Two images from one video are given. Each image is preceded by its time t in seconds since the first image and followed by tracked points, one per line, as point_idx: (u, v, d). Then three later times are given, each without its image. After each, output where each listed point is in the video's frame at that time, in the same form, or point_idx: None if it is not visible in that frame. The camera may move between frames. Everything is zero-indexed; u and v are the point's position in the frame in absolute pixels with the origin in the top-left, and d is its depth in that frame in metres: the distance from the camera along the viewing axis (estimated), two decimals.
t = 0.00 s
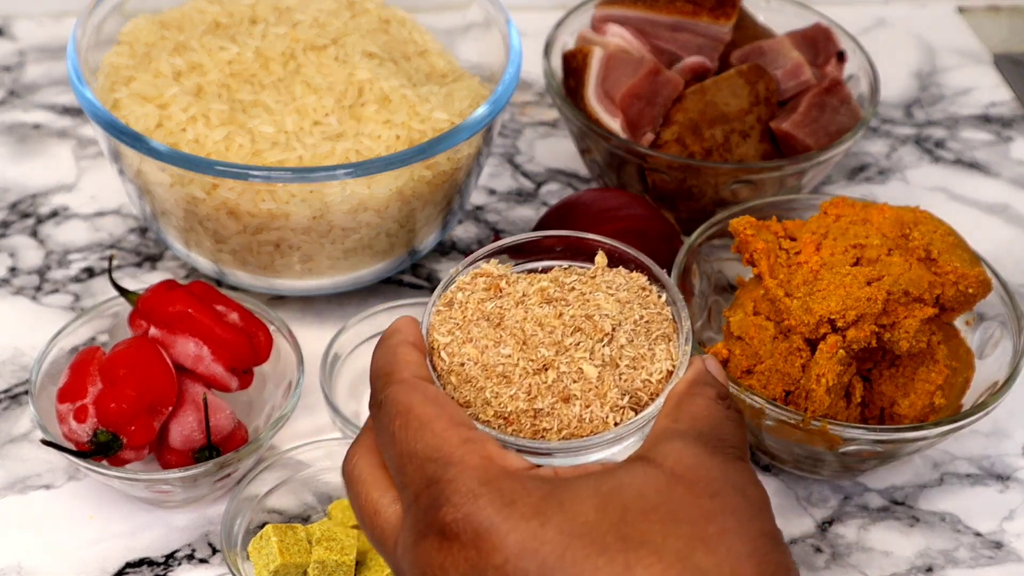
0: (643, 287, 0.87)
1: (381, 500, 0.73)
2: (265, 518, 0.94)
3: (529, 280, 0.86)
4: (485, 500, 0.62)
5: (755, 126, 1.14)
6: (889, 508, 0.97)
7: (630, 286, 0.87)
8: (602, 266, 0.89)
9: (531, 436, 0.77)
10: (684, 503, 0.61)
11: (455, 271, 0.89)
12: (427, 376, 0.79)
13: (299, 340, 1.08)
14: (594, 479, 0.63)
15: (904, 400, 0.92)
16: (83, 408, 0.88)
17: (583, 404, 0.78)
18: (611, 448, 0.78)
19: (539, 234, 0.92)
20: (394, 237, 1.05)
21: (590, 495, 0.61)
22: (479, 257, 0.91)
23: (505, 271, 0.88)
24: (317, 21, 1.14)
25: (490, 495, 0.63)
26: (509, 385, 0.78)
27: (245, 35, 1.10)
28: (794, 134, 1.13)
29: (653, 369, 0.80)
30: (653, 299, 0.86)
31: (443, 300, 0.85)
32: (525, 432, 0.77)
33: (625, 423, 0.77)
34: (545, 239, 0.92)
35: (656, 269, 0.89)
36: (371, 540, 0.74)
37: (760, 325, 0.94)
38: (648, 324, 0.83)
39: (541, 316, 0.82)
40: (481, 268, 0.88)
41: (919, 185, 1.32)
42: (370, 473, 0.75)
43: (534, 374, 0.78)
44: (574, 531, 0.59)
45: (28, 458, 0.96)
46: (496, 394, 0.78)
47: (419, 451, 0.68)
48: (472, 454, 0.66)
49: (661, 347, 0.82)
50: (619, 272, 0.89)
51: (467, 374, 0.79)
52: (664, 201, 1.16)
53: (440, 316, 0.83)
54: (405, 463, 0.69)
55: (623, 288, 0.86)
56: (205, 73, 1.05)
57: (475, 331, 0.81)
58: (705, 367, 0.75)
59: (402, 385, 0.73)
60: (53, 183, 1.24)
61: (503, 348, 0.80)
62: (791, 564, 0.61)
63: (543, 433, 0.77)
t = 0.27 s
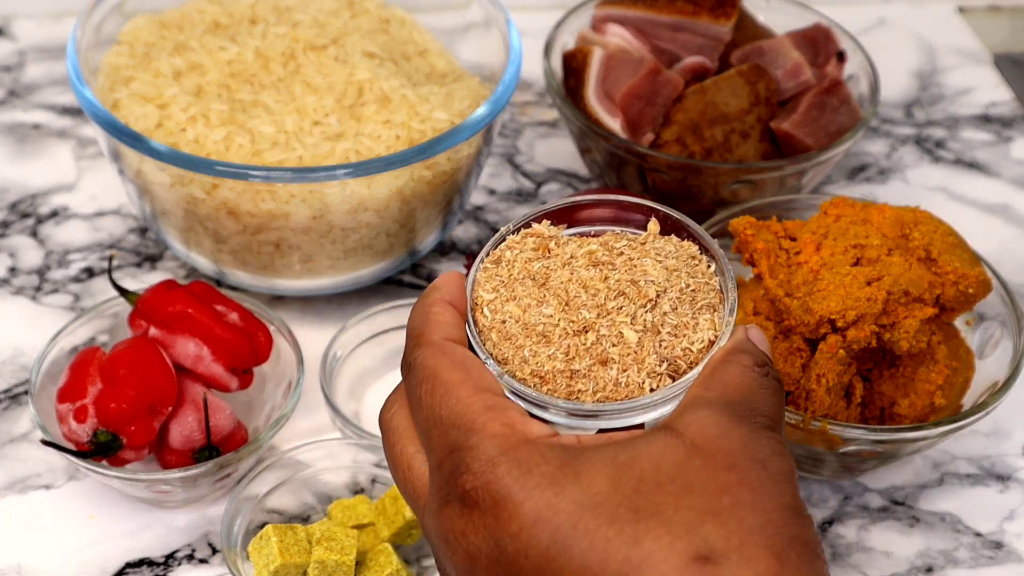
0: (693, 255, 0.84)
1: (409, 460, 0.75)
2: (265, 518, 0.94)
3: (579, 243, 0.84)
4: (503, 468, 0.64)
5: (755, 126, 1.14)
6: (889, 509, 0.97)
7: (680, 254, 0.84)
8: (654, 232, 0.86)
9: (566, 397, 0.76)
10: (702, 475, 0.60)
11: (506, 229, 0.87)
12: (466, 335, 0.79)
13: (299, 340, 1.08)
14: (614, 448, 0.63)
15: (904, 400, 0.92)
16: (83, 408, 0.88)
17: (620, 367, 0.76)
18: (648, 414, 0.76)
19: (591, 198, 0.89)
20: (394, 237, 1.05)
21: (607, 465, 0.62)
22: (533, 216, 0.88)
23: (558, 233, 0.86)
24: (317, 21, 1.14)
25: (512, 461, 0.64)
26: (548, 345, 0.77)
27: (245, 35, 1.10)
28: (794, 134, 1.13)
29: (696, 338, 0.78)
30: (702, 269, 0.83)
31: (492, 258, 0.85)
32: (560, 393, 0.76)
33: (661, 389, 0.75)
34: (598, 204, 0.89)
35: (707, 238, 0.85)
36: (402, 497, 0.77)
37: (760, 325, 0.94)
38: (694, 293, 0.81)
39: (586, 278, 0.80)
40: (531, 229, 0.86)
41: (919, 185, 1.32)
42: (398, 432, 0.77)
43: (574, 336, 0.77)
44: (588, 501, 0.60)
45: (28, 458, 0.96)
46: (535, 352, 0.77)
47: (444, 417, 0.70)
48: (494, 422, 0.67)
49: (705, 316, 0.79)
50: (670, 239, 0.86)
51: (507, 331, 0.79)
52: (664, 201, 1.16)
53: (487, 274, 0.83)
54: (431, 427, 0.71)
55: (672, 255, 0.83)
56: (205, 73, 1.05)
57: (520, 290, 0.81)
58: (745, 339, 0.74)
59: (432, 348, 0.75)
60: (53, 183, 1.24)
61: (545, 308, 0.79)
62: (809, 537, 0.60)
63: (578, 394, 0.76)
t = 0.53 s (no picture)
0: (700, 246, 0.86)
1: (414, 442, 0.75)
2: (265, 518, 0.94)
3: (586, 231, 0.86)
4: (509, 448, 0.64)
5: (755, 126, 1.14)
6: (889, 509, 0.97)
7: (686, 244, 0.85)
8: (660, 224, 0.87)
9: (572, 378, 0.77)
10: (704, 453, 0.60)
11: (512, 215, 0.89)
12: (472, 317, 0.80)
13: (299, 340, 1.08)
14: (618, 428, 0.63)
15: (904, 400, 0.92)
16: (83, 408, 0.88)
17: (627, 351, 0.77)
18: (654, 397, 0.77)
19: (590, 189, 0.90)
20: (394, 237, 1.05)
21: (611, 445, 0.62)
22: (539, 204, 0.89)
23: (564, 222, 0.87)
24: (317, 21, 1.14)
25: (518, 441, 0.64)
26: (555, 328, 0.79)
27: (245, 35, 1.10)
28: (794, 134, 1.13)
29: (702, 324, 0.79)
30: (708, 258, 0.85)
31: (498, 244, 0.86)
32: (566, 374, 0.77)
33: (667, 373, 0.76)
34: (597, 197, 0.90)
35: (711, 227, 0.87)
36: (406, 477, 0.77)
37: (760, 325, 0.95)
38: (700, 282, 0.82)
39: (593, 264, 0.82)
40: (537, 217, 0.87)
41: (919, 185, 1.32)
42: (402, 414, 0.77)
43: (581, 319, 0.79)
44: (594, 480, 0.60)
45: (28, 458, 0.96)
46: (541, 335, 0.79)
47: (449, 399, 0.69)
48: (499, 403, 0.67)
49: (712, 304, 0.81)
50: (677, 230, 0.87)
51: (514, 315, 0.80)
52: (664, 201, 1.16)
53: (494, 259, 0.84)
54: (435, 409, 0.71)
55: (678, 245, 0.85)
56: (205, 73, 1.05)
57: (528, 275, 0.82)
58: (750, 325, 0.73)
59: (435, 331, 0.75)
60: (53, 183, 1.24)
61: (552, 292, 0.80)
62: (813, 516, 0.59)
63: (584, 376, 0.77)
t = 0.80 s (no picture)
0: (666, 236, 0.87)
1: (390, 434, 0.76)
2: (265, 518, 0.94)
3: (552, 221, 0.87)
4: (488, 439, 0.63)
5: (755, 126, 1.14)
6: (889, 508, 0.97)
7: (652, 234, 0.87)
8: (624, 214, 0.88)
9: (542, 364, 0.78)
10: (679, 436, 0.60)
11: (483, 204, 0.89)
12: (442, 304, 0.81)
13: (299, 340, 1.08)
14: (593, 416, 0.63)
15: (904, 400, 0.92)
16: (83, 408, 0.88)
17: (596, 337, 0.79)
18: (622, 383, 0.78)
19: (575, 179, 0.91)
20: (394, 237, 1.05)
21: (588, 433, 0.62)
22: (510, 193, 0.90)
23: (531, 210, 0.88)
24: (317, 21, 1.14)
25: (495, 430, 0.64)
26: (525, 315, 0.80)
27: (245, 35, 1.10)
28: (794, 134, 1.13)
29: (669, 312, 0.80)
30: (674, 248, 0.86)
31: (467, 233, 0.87)
32: (536, 360, 0.78)
33: (636, 358, 0.78)
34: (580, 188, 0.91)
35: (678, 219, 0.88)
36: (382, 468, 0.77)
37: (761, 325, 0.95)
38: (666, 271, 0.84)
39: (562, 253, 0.83)
40: (506, 207, 0.88)
41: (919, 185, 1.32)
42: (377, 407, 0.77)
43: (550, 306, 0.80)
44: (571, 467, 0.60)
45: (28, 458, 0.96)
46: (512, 321, 0.80)
47: (425, 390, 0.69)
48: (476, 394, 0.66)
49: (678, 292, 0.82)
50: (641, 220, 0.89)
51: (485, 301, 0.81)
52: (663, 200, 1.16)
53: (463, 246, 0.85)
54: (412, 402, 0.70)
55: (645, 235, 0.86)
56: (205, 73, 1.05)
57: (497, 263, 0.83)
58: (718, 310, 0.73)
59: (408, 320, 0.74)
60: (53, 183, 1.24)
61: (522, 279, 0.82)
62: (790, 496, 0.60)
63: (554, 362, 0.78)
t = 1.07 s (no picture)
0: (655, 254, 0.85)
1: (382, 457, 0.76)
2: (265, 518, 0.94)
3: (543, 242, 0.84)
4: (484, 461, 0.64)
5: (755, 126, 1.14)
6: (889, 508, 0.97)
7: (642, 253, 0.84)
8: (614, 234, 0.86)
9: (542, 384, 0.75)
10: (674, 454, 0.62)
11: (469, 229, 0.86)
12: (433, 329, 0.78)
13: (299, 340, 1.08)
14: (587, 435, 0.64)
15: (904, 400, 0.92)
16: (83, 408, 0.88)
17: (594, 356, 0.76)
18: (626, 399, 0.76)
19: (562, 200, 0.88)
20: (394, 237, 1.05)
21: (583, 453, 0.63)
22: (498, 217, 0.87)
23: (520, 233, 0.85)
24: (317, 21, 1.14)
25: (490, 453, 0.64)
26: (522, 335, 0.77)
27: (245, 35, 1.10)
28: (793, 134, 1.13)
29: (664, 328, 0.78)
30: (664, 265, 0.84)
31: (458, 257, 0.83)
32: (536, 380, 0.75)
33: (636, 375, 0.75)
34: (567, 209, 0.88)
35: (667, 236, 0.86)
36: (375, 490, 0.77)
37: (761, 325, 0.95)
38: (658, 287, 0.81)
39: (555, 273, 0.80)
40: (497, 230, 0.85)
41: (919, 185, 1.32)
42: (368, 431, 0.77)
43: (547, 326, 0.77)
44: (567, 488, 0.61)
45: (28, 458, 0.96)
46: (509, 343, 0.77)
47: (418, 414, 0.70)
48: (470, 415, 0.67)
49: (672, 309, 0.80)
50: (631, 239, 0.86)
51: (481, 324, 0.78)
52: (663, 201, 1.16)
53: (455, 271, 0.81)
54: (405, 424, 0.71)
55: (636, 254, 0.84)
56: (205, 73, 1.05)
57: (491, 285, 0.80)
58: (710, 325, 0.74)
59: (398, 345, 0.75)
60: (53, 183, 1.24)
61: (517, 300, 0.79)
62: (781, 512, 0.62)
63: (554, 381, 0.75)
